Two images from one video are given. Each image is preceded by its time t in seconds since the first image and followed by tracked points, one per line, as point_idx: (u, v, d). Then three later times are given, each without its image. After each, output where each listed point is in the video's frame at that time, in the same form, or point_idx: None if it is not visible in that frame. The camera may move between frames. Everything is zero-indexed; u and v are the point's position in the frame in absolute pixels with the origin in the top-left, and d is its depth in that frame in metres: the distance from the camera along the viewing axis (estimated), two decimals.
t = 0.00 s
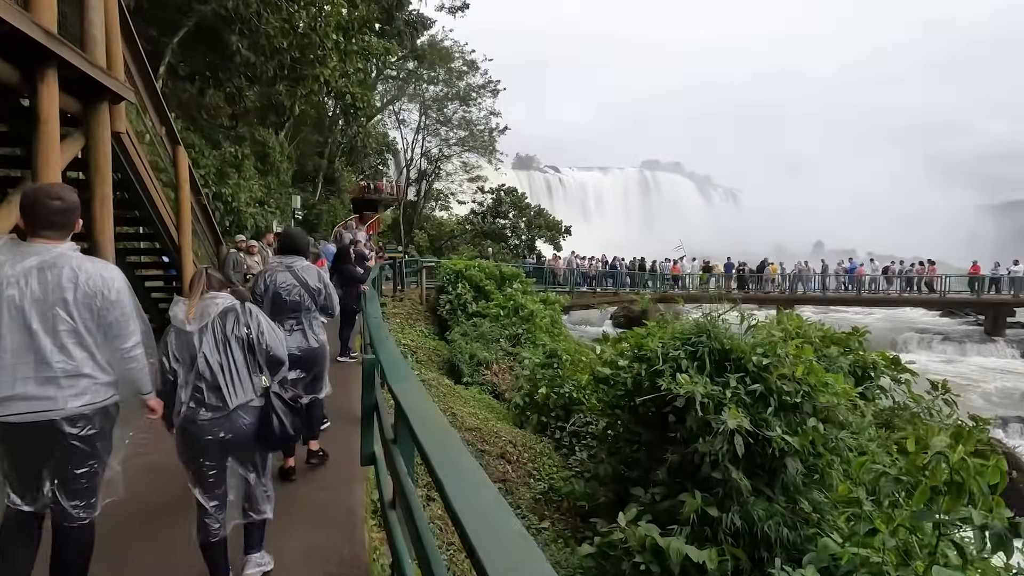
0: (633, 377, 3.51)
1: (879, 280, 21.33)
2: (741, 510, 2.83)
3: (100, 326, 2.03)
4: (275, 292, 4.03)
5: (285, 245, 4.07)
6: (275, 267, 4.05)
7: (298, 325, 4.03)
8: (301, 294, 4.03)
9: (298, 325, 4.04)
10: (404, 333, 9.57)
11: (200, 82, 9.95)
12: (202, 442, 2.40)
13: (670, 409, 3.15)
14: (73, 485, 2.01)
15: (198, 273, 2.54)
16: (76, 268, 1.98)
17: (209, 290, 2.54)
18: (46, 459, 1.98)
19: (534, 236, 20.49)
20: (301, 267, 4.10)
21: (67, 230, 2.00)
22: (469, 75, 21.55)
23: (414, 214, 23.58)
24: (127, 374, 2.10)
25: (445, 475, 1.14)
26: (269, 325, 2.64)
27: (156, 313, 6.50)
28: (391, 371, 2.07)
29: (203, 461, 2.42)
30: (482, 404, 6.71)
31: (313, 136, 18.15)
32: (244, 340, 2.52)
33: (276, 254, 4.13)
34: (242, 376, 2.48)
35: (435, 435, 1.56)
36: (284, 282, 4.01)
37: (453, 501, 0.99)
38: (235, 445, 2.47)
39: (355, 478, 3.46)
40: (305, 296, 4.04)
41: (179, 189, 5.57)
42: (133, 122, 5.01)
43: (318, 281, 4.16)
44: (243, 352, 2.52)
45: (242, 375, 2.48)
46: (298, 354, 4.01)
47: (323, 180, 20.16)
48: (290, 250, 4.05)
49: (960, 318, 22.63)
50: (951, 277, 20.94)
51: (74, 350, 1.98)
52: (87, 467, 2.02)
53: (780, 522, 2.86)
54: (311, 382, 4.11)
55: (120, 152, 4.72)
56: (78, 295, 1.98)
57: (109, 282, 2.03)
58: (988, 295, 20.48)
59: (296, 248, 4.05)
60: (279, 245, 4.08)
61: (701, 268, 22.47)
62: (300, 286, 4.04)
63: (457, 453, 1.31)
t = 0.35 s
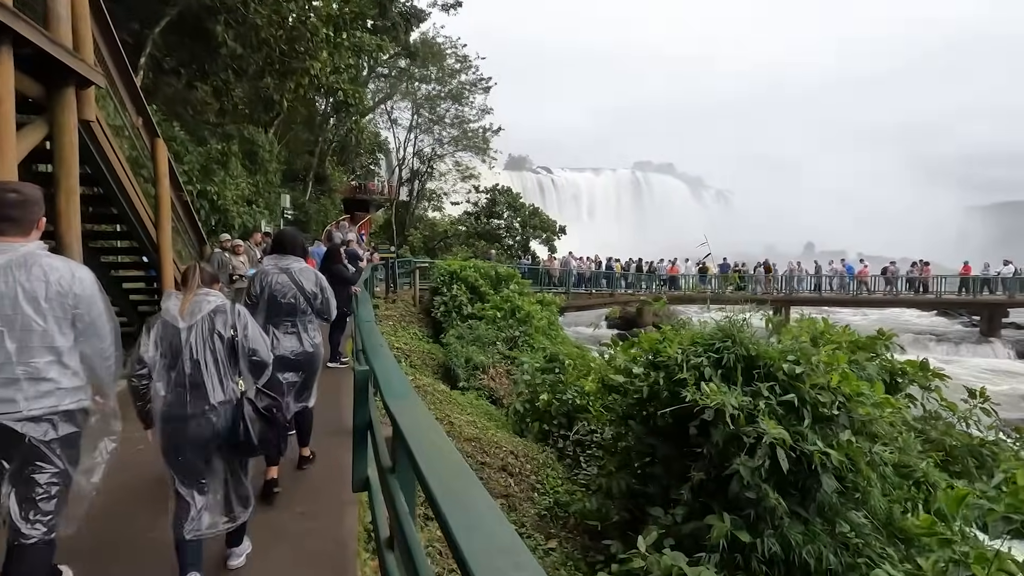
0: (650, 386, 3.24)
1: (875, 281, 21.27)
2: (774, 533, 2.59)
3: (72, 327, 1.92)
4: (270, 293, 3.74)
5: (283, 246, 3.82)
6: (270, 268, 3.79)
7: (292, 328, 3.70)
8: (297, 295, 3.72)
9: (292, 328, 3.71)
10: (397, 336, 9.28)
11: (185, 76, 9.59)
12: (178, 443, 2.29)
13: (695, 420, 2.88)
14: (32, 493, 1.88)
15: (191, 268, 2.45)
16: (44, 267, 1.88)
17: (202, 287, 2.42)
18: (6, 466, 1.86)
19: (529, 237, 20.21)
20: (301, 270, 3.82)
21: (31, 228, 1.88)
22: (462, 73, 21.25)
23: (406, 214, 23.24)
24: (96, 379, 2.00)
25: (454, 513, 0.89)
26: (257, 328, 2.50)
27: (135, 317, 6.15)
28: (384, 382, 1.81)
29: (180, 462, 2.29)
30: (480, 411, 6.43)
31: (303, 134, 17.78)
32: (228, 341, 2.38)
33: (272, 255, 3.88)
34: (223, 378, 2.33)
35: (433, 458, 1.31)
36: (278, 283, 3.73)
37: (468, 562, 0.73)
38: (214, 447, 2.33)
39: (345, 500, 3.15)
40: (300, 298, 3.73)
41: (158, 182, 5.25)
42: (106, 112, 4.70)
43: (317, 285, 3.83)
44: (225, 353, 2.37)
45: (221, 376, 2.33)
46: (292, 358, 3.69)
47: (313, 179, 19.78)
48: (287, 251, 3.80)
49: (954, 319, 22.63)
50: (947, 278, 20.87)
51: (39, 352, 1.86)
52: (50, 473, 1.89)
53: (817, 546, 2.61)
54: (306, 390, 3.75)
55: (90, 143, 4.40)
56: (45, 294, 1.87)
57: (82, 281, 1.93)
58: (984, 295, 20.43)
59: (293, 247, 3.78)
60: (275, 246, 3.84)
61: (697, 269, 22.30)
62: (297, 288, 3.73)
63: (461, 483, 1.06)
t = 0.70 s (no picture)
0: (664, 404, 3.01)
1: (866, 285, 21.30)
2: (805, 566, 2.42)
3: (37, 331, 1.93)
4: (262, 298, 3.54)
5: (277, 249, 3.65)
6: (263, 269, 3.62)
7: (284, 333, 3.50)
8: (290, 299, 3.53)
9: (283, 332, 3.52)
10: (388, 342, 9.00)
11: (168, 73, 9.27)
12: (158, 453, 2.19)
13: (717, 444, 2.65)
14: (30, 483, 1.96)
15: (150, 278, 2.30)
16: (7, 269, 1.89)
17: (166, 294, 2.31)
18: None
19: (522, 240, 20.01)
20: (299, 272, 3.63)
21: None
22: (454, 75, 21.03)
23: (397, 216, 22.92)
24: (64, 385, 1.98)
25: None
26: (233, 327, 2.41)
27: (111, 325, 5.83)
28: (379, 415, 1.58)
29: (170, 470, 2.22)
30: (475, 422, 6.18)
31: (292, 135, 17.44)
32: (202, 345, 2.28)
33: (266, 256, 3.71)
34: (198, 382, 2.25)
35: (431, 504, 1.12)
36: (270, 285, 3.54)
37: None
38: (197, 455, 2.22)
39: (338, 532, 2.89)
40: (293, 301, 3.54)
41: (135, 182, 4.96)
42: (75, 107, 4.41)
43: (312, 289, 3.63)
44: (202, 356, 2.28)
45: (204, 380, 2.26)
46: (283, 364, 3.50)
47: (302, 181, 19.43)
48: (282, 253, 3.63)
49: (944, 323, 22.73)
50: (939, 282, 20.96)
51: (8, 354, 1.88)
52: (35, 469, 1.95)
53: None
54: (298, 398, 3.55)
55: (58, 139, 4.11)
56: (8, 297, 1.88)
57: (46, 283, 1.94)
58: (974, 299, 20.54)
59: (289, 252, 3.59)
60: (271, 248, 3.68)
61: (690, 273, 22.22)
62: (289, 291, 3.55)
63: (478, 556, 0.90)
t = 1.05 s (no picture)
0: (686, 417, 2.78)
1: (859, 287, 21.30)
2: None
3: (13, 334, 1.85)
4: (236, 303, 3.25)
5: (256, 249, 3.35)
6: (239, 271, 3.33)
7: (262, 337, 3.22)
8: (267, 303, 3.24)
9: (261, 338, 3.24)
10: (379, 345, 8.71)
11: (148, 66, 8.90)
12: (100, 444, 2.23)
13: (750, 462, 2.41)
14: None
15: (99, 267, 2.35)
16: None
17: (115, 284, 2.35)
18: None
19: (514, 240, 19.73)
20: (277, 274, 3.33)
21: None
22: (445, 72, 20.74)
23: (387, 216, 22.55)
24: (40, 389, 1.89)
25: None
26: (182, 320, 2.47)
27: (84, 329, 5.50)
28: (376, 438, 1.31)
29: (104, 460, 2.25)
30: (471, 429, 5.89)
31: (280, 133, 17.05)
32: (148, 337, 2.34)
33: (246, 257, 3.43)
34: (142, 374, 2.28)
35: (441, 563, 0.86)
36: (245, 288, 3.25)
37: None
38: (136, 444, 2.29)
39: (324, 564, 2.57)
40: (269, 305, 3.23)
41: (108, 175, 4.63)
42: (39, 93, 4.07)
43: (291, 292, 3.31)
44: (148, 348, 2.34)
45: (148, 370, 2.30)
46: (262, 371, 3.23)
47: (289, 180, 19.02)
48: (259, 253, 3.33)
49: (935, 323, 22.82)
50: (931, 282, 21.00)
51: None
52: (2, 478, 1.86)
53: None
54: (285, 402, 3.27)
55: (20, 128, 3.78)
56: None
57: (25, 284, 1.87)
58: (965, 301, 20.61)
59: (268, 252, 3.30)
60: (250, 248, 3.39)
61: (683, 274, 22.10)
62: (265, 294, 3.24)
63: None
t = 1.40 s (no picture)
0: (728, 442, 2.53)
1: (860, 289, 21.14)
2: None
3: (12, 338, 1.96)
4: (224, 307, 3.02)
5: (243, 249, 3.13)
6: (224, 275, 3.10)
7: (253, 341, 2.98)
8: (256, 304, 3.00)
9: (252, 343, 2.99)
10: (377, 352, 8.42)
11: (136, 63, 8.57)
12: (79, 470, 2.08)
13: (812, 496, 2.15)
14: None
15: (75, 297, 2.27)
16: None
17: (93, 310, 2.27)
18: None
19: (512, 242, 19.44)
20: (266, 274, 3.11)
21: None
22: (442, 72, 20.43)
23: (383, 217, 22.23)
24: (34, 390, 2.01)
25: None
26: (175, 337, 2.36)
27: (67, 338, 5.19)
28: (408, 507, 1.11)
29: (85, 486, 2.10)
30: (477, 443, 5.60)
31: (274, 133, 16.70)
32: (133, 354, 2.19)
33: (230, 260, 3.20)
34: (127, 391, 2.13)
35: None
36: (233, 291, 3.01)
37: None
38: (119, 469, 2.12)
39: None
40: (258, 307, 3.00)
41: (89, 174, 4.32)
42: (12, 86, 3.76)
43: (280, 292, 3.09)
44: (133, 366, 2.18)
45: (133, 390, 2.14)
46: (257, 377, 2.99)
47: (284, 181, 18.68)
48: (246, 254, 3.11)
49: (935, 325, 22.71)
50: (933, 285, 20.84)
51: None
52: None
53: None
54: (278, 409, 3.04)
55: None
56: None
57: (23, 290, 2.00)
58: (966, 303, 20.49)
59: (258, 251, 3.09)
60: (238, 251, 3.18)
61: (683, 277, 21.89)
62: (254, 296, 3.00)
63: None
